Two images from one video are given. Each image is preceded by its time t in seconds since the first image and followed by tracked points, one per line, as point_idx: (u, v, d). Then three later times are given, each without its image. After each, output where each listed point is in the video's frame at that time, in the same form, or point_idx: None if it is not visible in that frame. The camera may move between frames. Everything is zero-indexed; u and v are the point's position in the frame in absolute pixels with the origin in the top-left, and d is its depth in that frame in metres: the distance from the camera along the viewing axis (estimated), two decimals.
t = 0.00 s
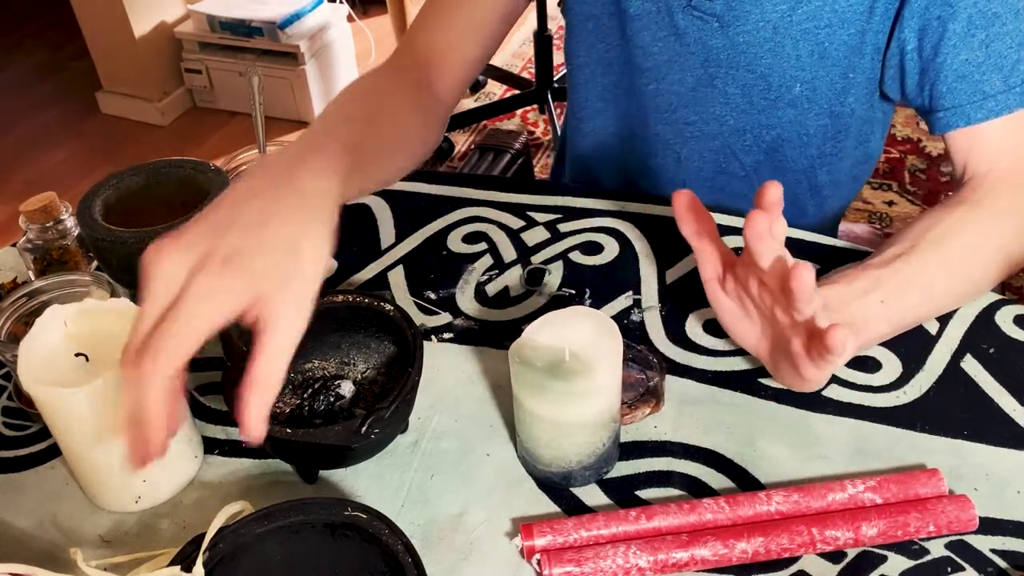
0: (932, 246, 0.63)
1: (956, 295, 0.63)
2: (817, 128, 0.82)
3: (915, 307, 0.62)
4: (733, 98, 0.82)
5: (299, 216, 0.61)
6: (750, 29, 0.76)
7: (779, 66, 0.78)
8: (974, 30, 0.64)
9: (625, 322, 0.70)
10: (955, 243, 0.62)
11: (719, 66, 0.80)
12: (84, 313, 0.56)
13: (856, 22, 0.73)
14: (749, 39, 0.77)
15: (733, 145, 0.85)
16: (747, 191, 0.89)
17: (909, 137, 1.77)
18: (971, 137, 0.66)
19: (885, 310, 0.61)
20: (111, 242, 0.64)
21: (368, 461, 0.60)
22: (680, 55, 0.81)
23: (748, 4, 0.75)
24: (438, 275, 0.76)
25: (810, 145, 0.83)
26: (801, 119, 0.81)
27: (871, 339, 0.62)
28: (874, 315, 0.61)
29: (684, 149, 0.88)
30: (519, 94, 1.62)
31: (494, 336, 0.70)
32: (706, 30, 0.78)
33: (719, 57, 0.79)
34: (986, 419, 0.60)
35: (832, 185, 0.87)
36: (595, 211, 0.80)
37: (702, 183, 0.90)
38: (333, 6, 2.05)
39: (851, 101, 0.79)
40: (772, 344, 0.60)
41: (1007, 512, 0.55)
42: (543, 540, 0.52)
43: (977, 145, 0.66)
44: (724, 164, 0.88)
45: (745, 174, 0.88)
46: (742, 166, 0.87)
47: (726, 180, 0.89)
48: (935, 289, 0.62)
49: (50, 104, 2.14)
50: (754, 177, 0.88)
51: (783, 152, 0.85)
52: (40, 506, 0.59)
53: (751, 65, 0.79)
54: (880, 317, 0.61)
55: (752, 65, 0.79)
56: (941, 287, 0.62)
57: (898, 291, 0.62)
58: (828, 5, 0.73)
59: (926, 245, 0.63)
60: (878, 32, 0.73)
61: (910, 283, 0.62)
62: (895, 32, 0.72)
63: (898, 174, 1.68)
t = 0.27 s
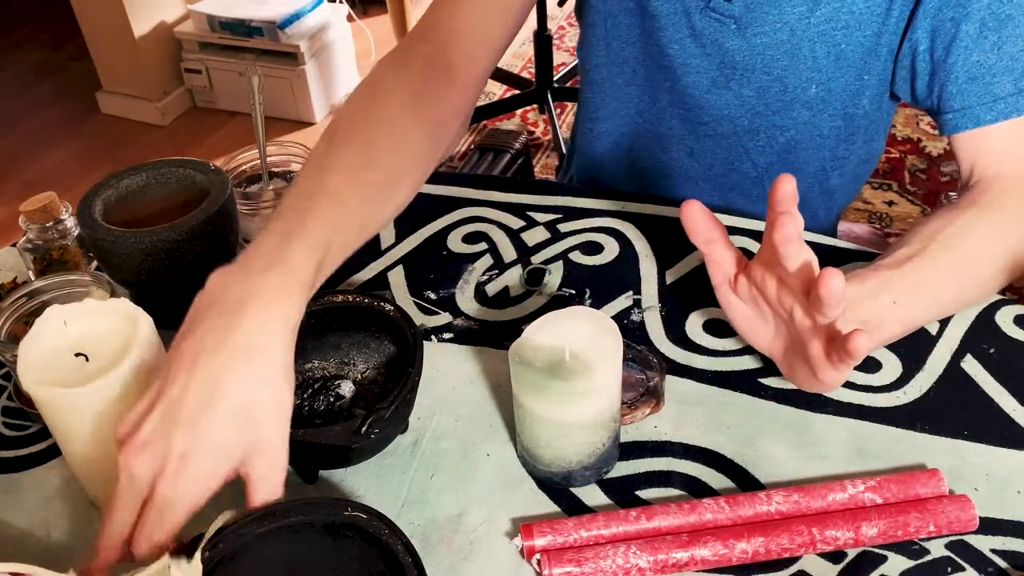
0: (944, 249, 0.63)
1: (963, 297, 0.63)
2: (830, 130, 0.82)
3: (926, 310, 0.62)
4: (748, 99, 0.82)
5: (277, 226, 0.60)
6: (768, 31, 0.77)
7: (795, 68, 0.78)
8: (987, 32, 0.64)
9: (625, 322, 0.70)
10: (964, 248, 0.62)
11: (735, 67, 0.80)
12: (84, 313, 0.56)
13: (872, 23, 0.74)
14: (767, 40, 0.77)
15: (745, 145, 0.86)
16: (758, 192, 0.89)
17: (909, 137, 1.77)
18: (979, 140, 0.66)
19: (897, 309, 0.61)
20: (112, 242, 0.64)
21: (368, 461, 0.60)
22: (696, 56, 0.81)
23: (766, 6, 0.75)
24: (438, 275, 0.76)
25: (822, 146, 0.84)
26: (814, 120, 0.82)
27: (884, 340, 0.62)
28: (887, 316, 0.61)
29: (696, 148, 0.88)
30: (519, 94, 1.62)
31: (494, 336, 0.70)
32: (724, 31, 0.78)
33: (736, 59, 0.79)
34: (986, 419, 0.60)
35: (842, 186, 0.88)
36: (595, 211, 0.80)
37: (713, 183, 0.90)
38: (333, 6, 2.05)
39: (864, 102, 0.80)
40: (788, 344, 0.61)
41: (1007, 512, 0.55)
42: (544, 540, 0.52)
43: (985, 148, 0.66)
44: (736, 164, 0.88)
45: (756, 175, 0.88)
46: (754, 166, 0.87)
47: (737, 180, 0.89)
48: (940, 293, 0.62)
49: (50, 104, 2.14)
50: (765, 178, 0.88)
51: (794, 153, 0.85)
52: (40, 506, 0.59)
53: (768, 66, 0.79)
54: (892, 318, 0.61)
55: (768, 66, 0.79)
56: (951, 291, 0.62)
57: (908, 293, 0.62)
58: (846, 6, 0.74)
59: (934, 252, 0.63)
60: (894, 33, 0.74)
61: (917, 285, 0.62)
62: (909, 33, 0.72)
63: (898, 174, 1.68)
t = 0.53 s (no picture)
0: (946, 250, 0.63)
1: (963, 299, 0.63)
2: (841, 130, 0.82)
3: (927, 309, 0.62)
4: (759, 98, 0.82)
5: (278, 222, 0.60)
6: (781, 29, 0.76)
7: (808, 67, 0.78)
8: (998, 33, 0.64)
9: (625, 322, 0.70)
10: (967, 249, 0.62)
11: (748, 66, 0.80)
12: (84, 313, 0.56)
13: (886, 24, 0.74)
14: (779, 39, 0.77)
15: (756, 144, 0.86)
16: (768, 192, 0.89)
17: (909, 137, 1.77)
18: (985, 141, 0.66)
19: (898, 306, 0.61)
20: (111, 241, 0.64)
21: (368, 462, 0.60)
22: (709, 54, 0.81)
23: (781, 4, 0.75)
24: (438, 275, 0.76)
25: (833, 146, 0.84)
26: (825, 120, 0.82)
27: (886, 337, 0.62)
28: (890, 314, 0.61)
29: (707, 146, 0.88)
30: (519, 94, 1.62)
31: (494, 336, 0.70)
32: (736, 28, 0.78)
33: (749, 57, 0.79)
34: (986, 419, 0.60)
35: (851, 186, 0.88)
36: (595, 211, 0.80)
37: (723, 182, 0.90)
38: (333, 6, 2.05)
39: (876, 102, 0.80)
40: (788, 340, 0.61)
41: (1008, 512, 0.55)
42: (543, 540, 0.52)
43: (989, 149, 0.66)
44: (747, 163, 0.88)
45: (766, 175, 0.88)
46: (764, 166, 0.87)
47: (746, 180, 0.89)
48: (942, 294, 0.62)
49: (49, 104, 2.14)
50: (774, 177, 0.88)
51: (804, 153, 0.85)
52: (39, 506, 0.59)
53: (781, 65, 0.79)
54: (896, 315, 0.61)
55: (781, 65, 0.78)
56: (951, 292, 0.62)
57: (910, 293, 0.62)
58: (861, 7, 0.73)
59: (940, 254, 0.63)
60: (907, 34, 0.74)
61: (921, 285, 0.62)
62: (921, 33, 0.72)
63: (899, 174, 1.68)
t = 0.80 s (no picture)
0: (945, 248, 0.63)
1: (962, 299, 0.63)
2: (840, 126, 0.83)
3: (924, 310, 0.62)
4: (759, 92, 0.82)
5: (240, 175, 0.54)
6: (781, 23, 0.77)
7: (807, 61, 0.78)
8: (998, 31, 0.64)
9: (625, 322, 0.70)
10: (968, 248, 0.62)
11: (749, 58, 0.80)
12: (84, 313, 0.56)
13: (887, 20, 0.74)
14: (780, 32, 0.77)
15: (756, 140, 0.86)
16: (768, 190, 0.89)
17: (909, 137, 1.77)
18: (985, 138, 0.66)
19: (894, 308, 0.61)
20: (111, 242, 0.63)
21: (368, 461, 0.60)
22: (711, 47, 0.81)
23: None
24: (438, 275, 0.76)
25: (833, 142, 0.84)
26: (825, 116, 0.82)
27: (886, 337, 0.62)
28: (889, 313, 0.61)
29: (708, 138, 0.88)
30: (519, 94, 1.62)
31: (494, 336, 0.70)
32: (737, 20, 0.78)
33: (749, 50, 0.79)
34: (986, 419, 0.60)
35: (851, 184, 0.88)
36: (595, 211, 0.80)
37: (724, 179, 0.90)
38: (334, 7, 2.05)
39: (876, 99, 0.80)
40: (786, 343, 0.63)
41: (1008, 512, 0.55)
42: (543, 540, 0.52)
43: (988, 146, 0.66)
44: (747, 160, 0.87)
45: (766, 173, 0.88)
46: (764, 162, 0.87)
47: (746, 176, 0.89)
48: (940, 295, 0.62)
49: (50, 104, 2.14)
50: (774, 174, 0.88)
51: (804, 150, 0.85)
52: (40, 506, 0.59)
53: (781, 58, 0.79)
54: (895, 315, 0.61)
55: (781, 58, 0.79)
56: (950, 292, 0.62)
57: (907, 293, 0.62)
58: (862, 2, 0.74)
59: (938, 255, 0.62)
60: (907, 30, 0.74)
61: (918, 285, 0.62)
62: (924, 30, 0.72)
63: (898, 174, 1.68)
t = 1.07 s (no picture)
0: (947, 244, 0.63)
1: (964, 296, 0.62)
2: (826, 125, 0.83)
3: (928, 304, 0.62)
4: (744, 89, 0.83)
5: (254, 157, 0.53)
6: (768, 22, 0.77)
7: (794, 61, 0.79)
8: (994, 35, 0.64)
9: (625, 322, 0.70)
10: (970, 247, 0.62)
11: (736, 55, 0.81)
12: (84, 313, 0.56)
13: (875, 22, 0.74)
14: (765, 31, 0.78)
15: (742, 138, 0.86)
16: (753, 186, 0.90)
17: (909, 137, 1.77)
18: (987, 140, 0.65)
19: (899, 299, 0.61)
20: (111, 241, 0.63)
21: (368, 461, 0.60)
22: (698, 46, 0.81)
23: None
24: (438, 275, 0.76)
25: (818, 141, 0.85)
26: (811, 115, 0.83)
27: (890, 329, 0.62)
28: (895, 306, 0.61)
29: (696, 134, 0.88)
30: (519, 94, 1.62)
31: (494, 336, 0.70)
32: (723, 17, 0.79)
33: (735, 46, 0.80)
34: (987, 419, 0.60)
35: (835, 180, 0.89)
36: (595, 211, 0.80)
37: (709, 173, 0.91)
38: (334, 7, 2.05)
39: (864, 99, 0.81)
40: (793, 331, 0.61)
41: (1008, 512, 0.55)
42: (543, 540, 0.52)
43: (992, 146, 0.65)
44: (732, 156, 0.88)
45: (752, 170, 0.89)
46: (750, 159, 0.88)
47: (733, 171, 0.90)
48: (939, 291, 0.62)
49: (50, 104, 2.14)
50: (760, 171, 0.89)
51: (789, 147, 0.86)
52: (40, 506, 0.59)
53: (767, 56, 0.79)
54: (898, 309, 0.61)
55: (767, 56, 0.79)
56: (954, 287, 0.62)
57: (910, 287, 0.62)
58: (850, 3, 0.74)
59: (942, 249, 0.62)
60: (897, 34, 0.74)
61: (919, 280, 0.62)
62: (916, 34, 0.72)
63: (899, 174, 1.68)
